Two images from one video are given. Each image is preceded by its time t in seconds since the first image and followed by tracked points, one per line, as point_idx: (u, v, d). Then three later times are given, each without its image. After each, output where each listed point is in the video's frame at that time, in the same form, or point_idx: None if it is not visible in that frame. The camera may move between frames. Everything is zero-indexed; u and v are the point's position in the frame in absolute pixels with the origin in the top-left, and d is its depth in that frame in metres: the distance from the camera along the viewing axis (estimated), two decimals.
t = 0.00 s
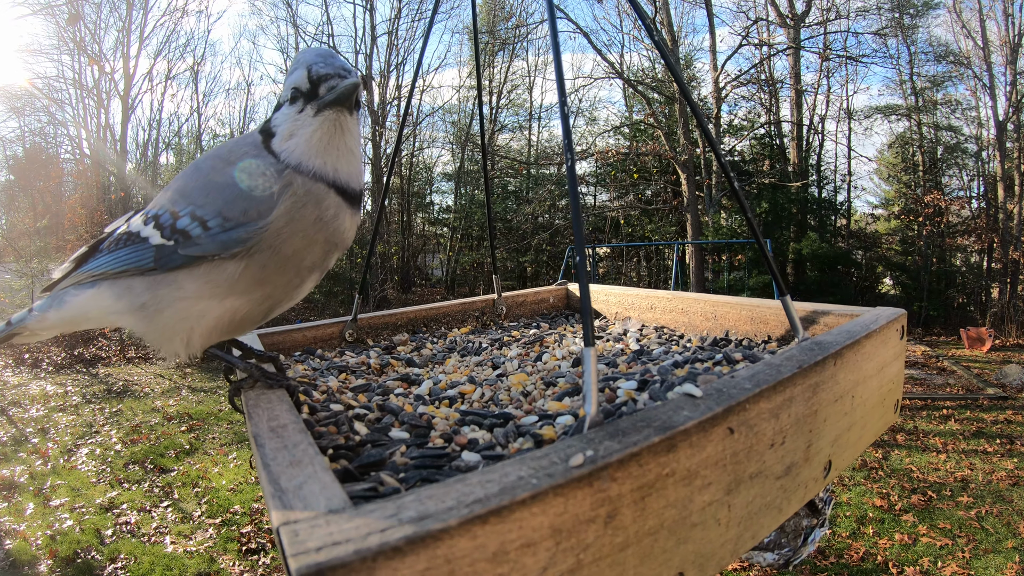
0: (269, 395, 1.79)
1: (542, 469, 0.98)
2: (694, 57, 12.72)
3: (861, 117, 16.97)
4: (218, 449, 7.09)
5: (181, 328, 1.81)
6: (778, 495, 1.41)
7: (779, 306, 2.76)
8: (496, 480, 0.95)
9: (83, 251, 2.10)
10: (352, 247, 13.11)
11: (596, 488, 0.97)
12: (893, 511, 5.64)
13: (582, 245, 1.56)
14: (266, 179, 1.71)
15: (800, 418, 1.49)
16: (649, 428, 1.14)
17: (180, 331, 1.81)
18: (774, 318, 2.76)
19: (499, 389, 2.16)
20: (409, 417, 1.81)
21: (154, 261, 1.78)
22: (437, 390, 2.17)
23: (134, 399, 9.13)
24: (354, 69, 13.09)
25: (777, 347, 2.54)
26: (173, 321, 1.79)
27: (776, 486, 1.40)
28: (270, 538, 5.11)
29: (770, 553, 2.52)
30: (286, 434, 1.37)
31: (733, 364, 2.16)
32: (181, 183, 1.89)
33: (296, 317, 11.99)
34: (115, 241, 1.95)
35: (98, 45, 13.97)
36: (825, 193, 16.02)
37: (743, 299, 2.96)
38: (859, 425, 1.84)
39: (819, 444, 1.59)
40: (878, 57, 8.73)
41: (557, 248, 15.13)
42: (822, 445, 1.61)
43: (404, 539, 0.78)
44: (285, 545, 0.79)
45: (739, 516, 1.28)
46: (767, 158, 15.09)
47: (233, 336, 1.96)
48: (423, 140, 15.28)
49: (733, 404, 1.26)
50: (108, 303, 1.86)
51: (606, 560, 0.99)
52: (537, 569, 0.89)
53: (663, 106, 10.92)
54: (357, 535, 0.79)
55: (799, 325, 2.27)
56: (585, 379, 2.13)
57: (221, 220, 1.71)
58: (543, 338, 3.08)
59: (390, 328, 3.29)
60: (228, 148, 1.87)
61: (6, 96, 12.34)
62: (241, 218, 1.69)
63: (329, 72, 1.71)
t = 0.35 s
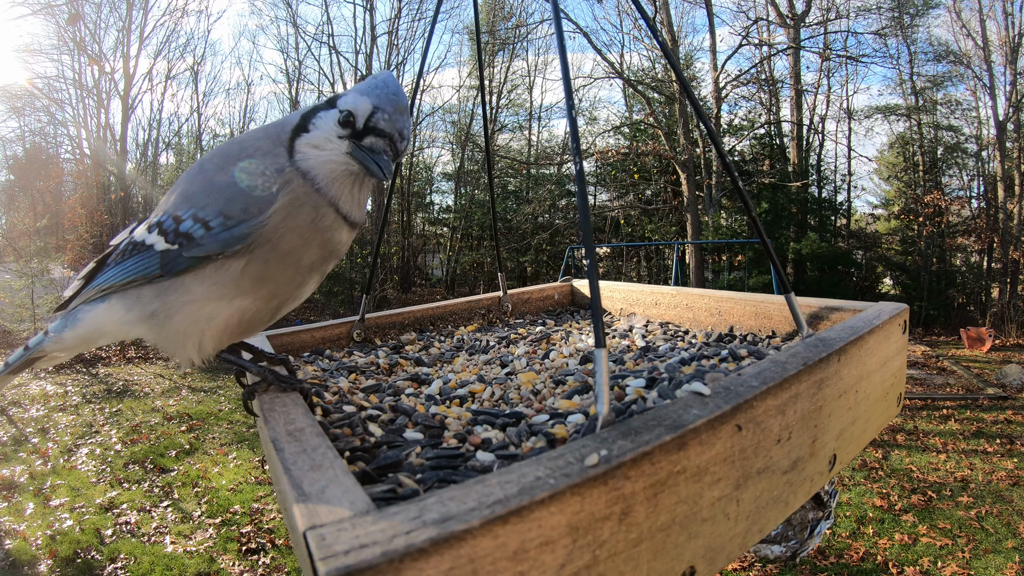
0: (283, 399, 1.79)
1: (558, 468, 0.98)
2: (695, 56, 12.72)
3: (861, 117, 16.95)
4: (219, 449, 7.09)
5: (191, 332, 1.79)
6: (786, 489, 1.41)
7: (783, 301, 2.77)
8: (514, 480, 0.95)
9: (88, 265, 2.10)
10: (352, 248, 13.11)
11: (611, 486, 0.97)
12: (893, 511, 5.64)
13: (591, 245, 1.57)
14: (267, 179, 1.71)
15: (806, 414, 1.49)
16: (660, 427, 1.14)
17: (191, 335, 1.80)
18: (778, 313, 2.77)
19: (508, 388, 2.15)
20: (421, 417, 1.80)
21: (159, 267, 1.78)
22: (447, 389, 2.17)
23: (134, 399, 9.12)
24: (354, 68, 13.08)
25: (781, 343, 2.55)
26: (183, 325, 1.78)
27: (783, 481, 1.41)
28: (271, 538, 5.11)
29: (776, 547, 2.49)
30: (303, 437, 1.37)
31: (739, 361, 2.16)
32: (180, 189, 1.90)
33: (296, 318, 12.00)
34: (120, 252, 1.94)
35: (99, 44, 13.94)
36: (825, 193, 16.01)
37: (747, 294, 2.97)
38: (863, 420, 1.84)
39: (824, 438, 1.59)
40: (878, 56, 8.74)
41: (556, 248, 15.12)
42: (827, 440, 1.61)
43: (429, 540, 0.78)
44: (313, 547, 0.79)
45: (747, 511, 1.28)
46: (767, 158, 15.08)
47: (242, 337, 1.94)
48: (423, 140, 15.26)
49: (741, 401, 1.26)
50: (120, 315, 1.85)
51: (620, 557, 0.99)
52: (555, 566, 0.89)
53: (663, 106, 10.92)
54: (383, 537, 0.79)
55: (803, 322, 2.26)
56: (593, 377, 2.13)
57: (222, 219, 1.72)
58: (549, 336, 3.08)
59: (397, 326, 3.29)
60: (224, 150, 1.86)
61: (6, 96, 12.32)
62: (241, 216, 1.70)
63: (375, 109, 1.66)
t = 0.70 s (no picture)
0: (282, 400, 1.79)
1: (571, 467, 0.98)
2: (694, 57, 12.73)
3: (861, 117, 16.96)
4: (219, 449, 7.09)
5: (156, 349, 1.84)
6: (796, 488, 1.41)
7: (786, 302, 2.79)
8: (526, 479, 0.95)
9: (80, 243, 2.10)
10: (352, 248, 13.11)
11: (625, 484, 0.98)
12: (893, 511, 5.64)
13: (598, 242, 1.58)
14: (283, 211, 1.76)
15: (815, 411, 1.50)
16: (673, 425, 1.14)
17: (155, 352, 1.84)
18: (781, 314, 2.78)
19: (511, 389, 2.16)
20: (423, 417, 1.80)
21: (149, 282, 1.81)
22: (448, 390, 2.17)
23: (134, 399, 9.12)
24: (354, 69, 13.09)
25: (786, 343, 2.55)
26: (154, 341, 1.82)
27: (793, 480, 1.41)
28: (271, 538, 5.11)
29: (782, 548, 2.47)
30: (304, 438, 1.36)
31: (744, 361, 2.16)
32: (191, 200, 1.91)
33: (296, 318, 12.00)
34: (114, 248, 1.97)
35: (98, 45, 13.93)
36: (825, 192, 16.02)
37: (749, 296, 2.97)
38: (869, 419, 1.84)
39: (832, 437, 1.59)
40: (877, 57, 8.75)
41: (556, 248, 15.13)
42: (836, 438, 1.61)
43: (440, 542, 0.78)
44: (317, 552, 0.79)
45: (759, 510, 1.28)
46: (767, 158, 15.08)
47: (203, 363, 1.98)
48: (423, 140, 15.27)
49: (753, 398, 1.26)
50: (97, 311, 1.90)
51: (634, 557, 0.99)
52: (569, 568, 0.89)
53: (663, 106, 10.93)
54: (392, 539, 0.79)
55: (809, 321, 2.26)
56: (596, 377, 2.13)
57: (221, 253, 1.74)
58: (549, 338, 3.08)
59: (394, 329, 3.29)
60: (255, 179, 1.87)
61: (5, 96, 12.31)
62: (240, 260, 1.72)
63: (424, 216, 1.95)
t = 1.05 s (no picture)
0: (268, 396, 1.79)
1: (549, 468, 0.98)
2: (694, 57, 12.73)
3: (861, 117, 16.95)
4: (219, 449, 7.09)
5: (170, 341, 1.80)
6: (782, 494, 1.41)
7: (779, 307, 2.76)
8: (503, 479, 0.95)
9: (70, 252, 2.08)
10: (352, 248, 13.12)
11: (604, 487, 0.97)
12: (893, 511, 5.65)
13: (587, 242, 1.57)
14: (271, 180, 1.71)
15: (804, 417, 1.49)
16: (655, 427, 1.14)
17: (168, 344, 1.80)
18: (774, 319, 2.76)
19: (499, 389, 2.16)
20: (410, 417, 1.80)
21: (147, 276, 1.76)
22: (436, 390, 2.17)
23: (134, 399, 9.13)
24: (354, 69, 13.09)
25: (778, 347, 2.55)
26: (164, 334, 1.78)
27: (780, 486, 1.41)
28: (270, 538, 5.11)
29: (770, 554, 2.50)
30: (287, 434, 1.37)
31: (734, 364, 2.16)
32: (178, 187, 1.86)
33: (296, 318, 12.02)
34: (104, 250, 1.93)
35: (98, 45, 13.92)
36: (825, 193, 16.02)
37: (744, 300, 2.97)
38: (861, 425, 1.84)
39: (822, 443, 1.59)
40: (878, 57, 8.75)
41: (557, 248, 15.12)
42: (825, 444, 1.61)
43: (411, 540, 0.78)
44: (287, 545, 0.79)
45: (744, 516, 1.28)
46: (767, 158, 15.07)
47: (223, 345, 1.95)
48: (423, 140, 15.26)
49: (739, 401, 1.26)
50: (99, 312, 1.85)
51: (613, 561, 0.99)
52: (545, 570, 0.89)
53: (663, 106, 10.93)
54: (363, 536, 0.79)
55: (801, 324, 2.26)
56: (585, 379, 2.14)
57: (220, 235, 1.70)
58: (542, 339, 3.08)
59: (388, 328, 3.29)
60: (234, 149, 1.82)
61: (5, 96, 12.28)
62: (241, 235, 1.68)
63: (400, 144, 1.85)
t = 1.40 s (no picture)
0: (275, 396, 1.79)
1: (538, 470, 0.98)
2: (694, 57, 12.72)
3: (861, 117, 16.93)
4: (219, 449, 7.09)
5: (174, 340, 1.80)
6: (775, 494, 1.41)
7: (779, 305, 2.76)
8: (493, 480, 0.94)
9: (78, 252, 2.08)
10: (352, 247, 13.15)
11: (590, 488, 0.97)
12: (893, 511, 5.64)
13: (580, 244, 1.58)
14: (271, 181, 1.73)
15: (797, 418, 1.49)
16: (643, 430, 1.13)
17: (171, 343, 1.80)
18: (774, 317, 2.76)
19: (500, 388, 2.15)
20: (412, 415, 1.80)
21: (153, 275, 1.76)
22: (440, 388, 2.17)
23: (134, 399, 9.12)
24: (354, 69, 13.09)
25: (779, 346, 2.55)
26: (170, 332, 1.78)
27: (772, 486, 1.40)
28: (271, 538, 5.11)
29: (767, 550, 2.49)
30: (292, 434, 1.37)
31: (733, 364, 2.16)
32: (186, 189, 1.86)
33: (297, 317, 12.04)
34: (112, 250, 1.92)
35: (99, 44, 13.92)
36: (825, 193, 16.01)
37: (746, 298, 2.96)
38: (857, 424, 1.84)
39: (816, 443, 1.59)
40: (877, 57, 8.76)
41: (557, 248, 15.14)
42: (819, 444, 1.60)
43: (403, 538, 0.77)
44: (289, 542, 0.79)
45: (734, 515, 1.28)
46: (767, 158, 15.06)
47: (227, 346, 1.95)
48: (423, 140, 15.25)
49: (728, 405, 1.26)
50: (109, 311, 1.85)
51: (601, 559, 0.99)
52: (532, 567, 0.89)
53: (663, 106, 10.92)
54: (359, 533, 0.79)
55: (798, 324, 2.26)
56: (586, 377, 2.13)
57: (225, 236, 1.72)
58: (546, 336, 3.08)
59: (396, 325, 3.29)
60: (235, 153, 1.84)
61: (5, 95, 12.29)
62: (246, 236, 1.70)
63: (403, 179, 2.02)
